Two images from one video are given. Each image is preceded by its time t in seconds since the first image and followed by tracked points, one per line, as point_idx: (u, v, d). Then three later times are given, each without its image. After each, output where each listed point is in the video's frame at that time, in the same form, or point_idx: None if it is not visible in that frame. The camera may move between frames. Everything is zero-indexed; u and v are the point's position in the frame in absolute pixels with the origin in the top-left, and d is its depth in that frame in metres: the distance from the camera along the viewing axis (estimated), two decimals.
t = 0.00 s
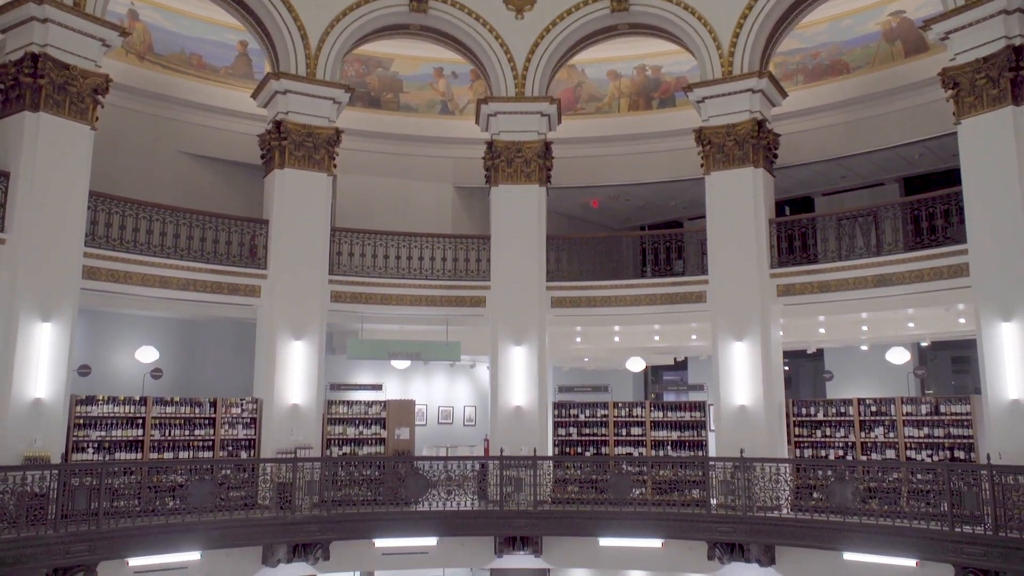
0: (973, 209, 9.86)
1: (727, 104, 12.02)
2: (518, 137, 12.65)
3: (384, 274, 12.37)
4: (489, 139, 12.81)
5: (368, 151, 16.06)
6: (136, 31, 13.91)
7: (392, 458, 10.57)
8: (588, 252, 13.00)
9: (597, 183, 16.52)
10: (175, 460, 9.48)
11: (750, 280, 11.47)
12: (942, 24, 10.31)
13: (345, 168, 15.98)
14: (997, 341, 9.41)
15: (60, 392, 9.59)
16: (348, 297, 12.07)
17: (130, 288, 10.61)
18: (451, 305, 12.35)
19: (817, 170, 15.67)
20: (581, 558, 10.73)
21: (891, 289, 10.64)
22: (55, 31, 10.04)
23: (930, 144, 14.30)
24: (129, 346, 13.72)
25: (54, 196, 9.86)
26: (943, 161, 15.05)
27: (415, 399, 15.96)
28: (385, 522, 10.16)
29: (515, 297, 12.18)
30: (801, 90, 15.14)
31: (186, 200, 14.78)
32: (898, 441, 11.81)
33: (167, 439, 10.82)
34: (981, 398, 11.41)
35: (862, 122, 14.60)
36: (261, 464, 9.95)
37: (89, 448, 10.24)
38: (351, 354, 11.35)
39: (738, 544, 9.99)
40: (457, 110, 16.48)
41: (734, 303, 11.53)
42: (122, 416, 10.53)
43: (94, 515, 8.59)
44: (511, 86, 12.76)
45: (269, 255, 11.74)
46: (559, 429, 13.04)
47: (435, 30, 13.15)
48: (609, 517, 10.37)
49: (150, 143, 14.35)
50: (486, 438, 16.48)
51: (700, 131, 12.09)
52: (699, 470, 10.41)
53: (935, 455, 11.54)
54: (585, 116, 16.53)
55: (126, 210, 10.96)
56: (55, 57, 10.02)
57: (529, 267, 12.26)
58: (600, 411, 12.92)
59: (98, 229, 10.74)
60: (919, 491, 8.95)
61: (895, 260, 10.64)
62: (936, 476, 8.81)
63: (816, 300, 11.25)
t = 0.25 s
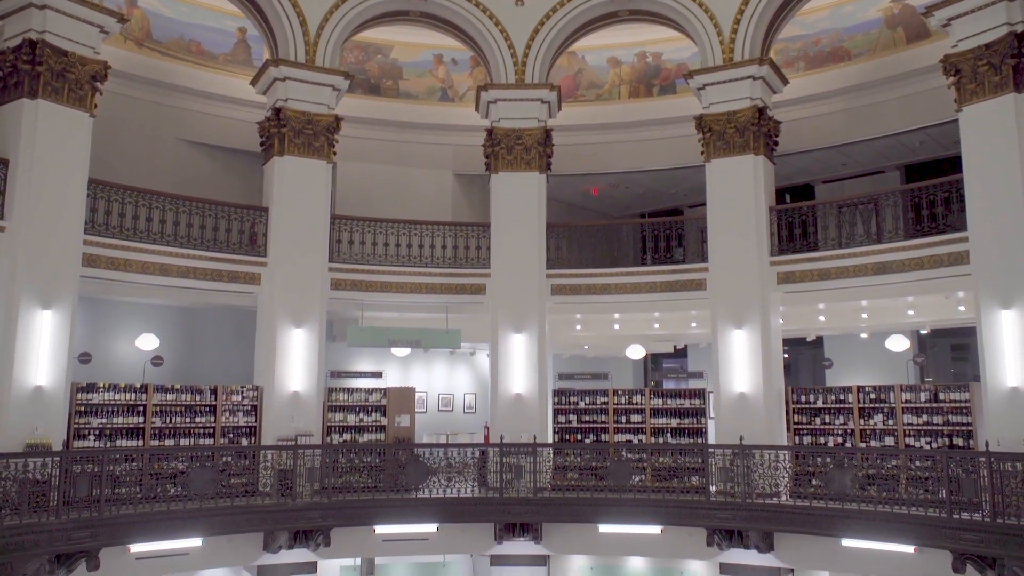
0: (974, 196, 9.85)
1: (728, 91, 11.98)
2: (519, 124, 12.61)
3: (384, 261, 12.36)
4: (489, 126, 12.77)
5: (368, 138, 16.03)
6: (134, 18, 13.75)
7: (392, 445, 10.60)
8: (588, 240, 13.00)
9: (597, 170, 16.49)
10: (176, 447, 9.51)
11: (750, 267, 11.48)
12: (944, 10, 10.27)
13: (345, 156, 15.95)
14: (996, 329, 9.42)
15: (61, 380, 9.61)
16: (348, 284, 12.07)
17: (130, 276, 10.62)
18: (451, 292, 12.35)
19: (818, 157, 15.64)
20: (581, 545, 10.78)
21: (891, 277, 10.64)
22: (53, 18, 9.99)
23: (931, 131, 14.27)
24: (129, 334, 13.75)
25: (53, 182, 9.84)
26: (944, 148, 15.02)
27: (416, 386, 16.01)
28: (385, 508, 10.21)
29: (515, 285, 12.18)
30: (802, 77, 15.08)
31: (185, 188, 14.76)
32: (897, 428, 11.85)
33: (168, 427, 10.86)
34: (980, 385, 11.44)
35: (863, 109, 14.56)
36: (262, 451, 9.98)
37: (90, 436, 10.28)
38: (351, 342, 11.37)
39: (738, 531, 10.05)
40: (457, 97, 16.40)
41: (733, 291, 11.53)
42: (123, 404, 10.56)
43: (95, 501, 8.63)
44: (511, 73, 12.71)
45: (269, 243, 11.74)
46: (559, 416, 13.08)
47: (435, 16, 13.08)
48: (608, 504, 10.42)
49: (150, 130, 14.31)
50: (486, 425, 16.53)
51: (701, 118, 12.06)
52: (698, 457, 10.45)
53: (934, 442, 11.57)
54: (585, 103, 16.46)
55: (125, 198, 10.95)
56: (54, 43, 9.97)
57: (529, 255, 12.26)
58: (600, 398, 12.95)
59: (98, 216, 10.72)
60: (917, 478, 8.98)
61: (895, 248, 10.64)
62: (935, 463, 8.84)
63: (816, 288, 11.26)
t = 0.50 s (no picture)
0: (975, 184, 9.84)
1: (728, 78, 11.94)
2: (519, 111, 12.58)
3: (384, 249, 12.35)
4: (489, 113, 12.74)
5: (368, 125, 15.99)
6: (132, 5, 13.51)
7: (393, 432, 10.63)
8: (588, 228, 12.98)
9: (597, 158, 16.45)
10: (177, 434, 9.53)
11: (750, 255, 11.47)
12: None
13: (344, 143, 15.92)
14: (996, 316, 9.43)
15: (61, 367, 9.63)
16: (348, 272, 12.07)
17: (130, 263, 10.63)
18: (451, 280, 12.36)
19: (818, 145, 15.60)
20: (580, 531, 10.85)
21: (891, 264, 10.65)
22: (51, 4, 9.96)
23: (933, 118, 14.22)
24: (130, 322, 13.76)
25: (52, 169, 9.83)
26: (945, 135, 14.97)
27: (416, 373, 16.03)
28: (385, 495, 10.25)
29: (515, 272, 12.18)
30: (803, 64, 14.99)
31: (185, 175, 14.74)
32: (896, 415, 11.88)
33: (168, 414, 10.89)
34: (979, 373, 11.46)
35: (864, 97, 14.51)
36: (263, 438, 10.01)
37: (92, 423, 10.31)
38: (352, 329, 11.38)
39: (737, 517, 10.09)
40: (457, 84, 16.30)
41: (733, 278, 11.54)
42: (124, 391, 10.58)
43: (97, 488, 8.66)
44: (511, 60, 12.67)
45: (268, 230, 11.73)
46: (559, 403, 13.11)
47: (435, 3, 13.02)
48: (608, 491, 10.47)
49: (149, 117, 14.27)
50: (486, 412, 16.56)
51: (701, 105, 12.02)
52: (698, 445, 10.48)
53: (933, 429, 11.60)
54: (585, 90, 16.37)
55: (125, 185, 10.94)
56: (52, 30, 9.94)
57: (529, 242, 12.25)
58: (600, 386, 12.98)
59: (98, 204, 10.71)
60: (916, 465, 9.01)
61: (895, 235, 10.64)
62: (933, 450, 8.88)
63: (815, 275, 11.27)
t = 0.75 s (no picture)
0: (976, 171, 9.82)
1: (729, 64, 11.90)
2: (520, 98, 12.55)
3: (384, 237, 12.35)
4: (489, 100, 12.69)
5: (367, 112, 15.93)
6: None
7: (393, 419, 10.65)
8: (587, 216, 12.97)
9: (598, 145, 16.40)
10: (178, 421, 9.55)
11: (750, 242, 11.47)
12: None
13: (344, 130, 15.87)
14: (996, 304, 9.44)
15: (61, 354, 9.65)
16: (347, 260, 12.07)
17: (130, 251, 10.62)
18: (451, 267, 12.36)
19: (819, 132, 15.56)
20: (580, 518, 10.91)
21: (891, 252, 10.65)
22: None
23: (934, 105, 14.17)
24: (131, 309, 13.77)
25: (51, 156, 9.80)
26: (946, 122, 14.92)
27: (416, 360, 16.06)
28: (386, 482, 10.30)
29: (515, 260, 12.18)
30: (805, 50, 14.89)
31: (184, 162, 14.70)
32: (895, 402, 11.90)
33: (169, 401, 10.91)
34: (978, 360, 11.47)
35: (866, 84, 14.45)
36: (264, 425, 10.03)
37: (93, 410, 10.34)
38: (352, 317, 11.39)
39: (735, 504, 10.14)
40: (456, 71, 16.20)
41: (733, 266, 11.54)
42: (124, 378, 10.59)
43: (98, 475, 8.69)
44: (512, 47, 12.61)
45: (268, 218, 11.71)
46: (559, 390, 13.13)
47: None
48: (608, 477, 10.51)
49: (147, 104, 14.21)
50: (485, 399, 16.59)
51: (702, 92, 11.98)
52: (697, 432, 10.50)
53: (931, 417, 11.62)
54: (585, 77, 16.27)
55: (124, 172, 10.91)
56: (49, 16, 9.88)
57: (529, 230, 12.24)
58: (600, 373, 13.00)
59: (97, 191, 10.69)
60: (915, 452, 9.05)
61: (896, 223, 10.63)
62: (931, 437, 8.94)
63: (815, 263, 11.28)
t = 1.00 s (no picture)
0: (976, 158, 9.80)
1: (730, 51, 11.85)
2: (520, 85, 12.49)
3: (384, 224, 12.33)
4: (489, 87, 12.64)
5: (366, 99, 15.87)
6: None
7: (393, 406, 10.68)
8: (588, 203, 12.95)
9: (598, 132, 16.35)
10: (179, 408, 9.58)
11: (750, 229, 11.47)
12: None
13: (343, 117, 15.81)
14: (996, 292, 9.44)
15: (62, 342, 9.65)
16: (347, 247, 12.06)
17: (130, 238, 10.62)
18: (451, 254, 12.36)
19: (819, 119, 15.51)
20: (580, 505, 10.89)
21: (891, 239, 10.65)
22: None
23: (936, 92, 14.11)
24: (130, 296, 13.77)
25: (51, 143, 9.78)
26: (948, 109, 14.87)
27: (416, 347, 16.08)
28: (386, 468, 10.34)
29: (515, 247, 12.18)
30: (806, 36, 14.80)
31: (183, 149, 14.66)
32: (894, 389, 11.93)
33: (170, 388, 10.93)
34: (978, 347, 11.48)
35: (867, 70, 14.39)
36: (264, 412, 10.06)
37: (93, 397, 10.35)
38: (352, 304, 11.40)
39: (734, 490, 10.19)
40: (456, 57, 16.11)
41: (733, 253, 11.54)
42: (125, 365, 10.61)
43: (100, 462, 8.72)
44: (511, 33, 12.54)
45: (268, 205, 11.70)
46: (558, 377, 13.16)
47: None
48: (608, 464, 10.54)
49: (145, 91, 14.15)
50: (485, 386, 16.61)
51: (703, 79, 11.93)
52: (697, 419, 10.53)
53: (930, 403, 11.65)
54: (585, 63, 16.19)
55: (123, 159, 10.88)
56: (46, 2, 9.83)
57: (529, 217, 12.23)
58: (599, 360, 13.02)
59: (96, 178, 10.68)
60: (913, 439, 9.08)
61: (896, 210, 10.62)
62: (930, 424, 8.96)
63: (815, 250, 11.28)
